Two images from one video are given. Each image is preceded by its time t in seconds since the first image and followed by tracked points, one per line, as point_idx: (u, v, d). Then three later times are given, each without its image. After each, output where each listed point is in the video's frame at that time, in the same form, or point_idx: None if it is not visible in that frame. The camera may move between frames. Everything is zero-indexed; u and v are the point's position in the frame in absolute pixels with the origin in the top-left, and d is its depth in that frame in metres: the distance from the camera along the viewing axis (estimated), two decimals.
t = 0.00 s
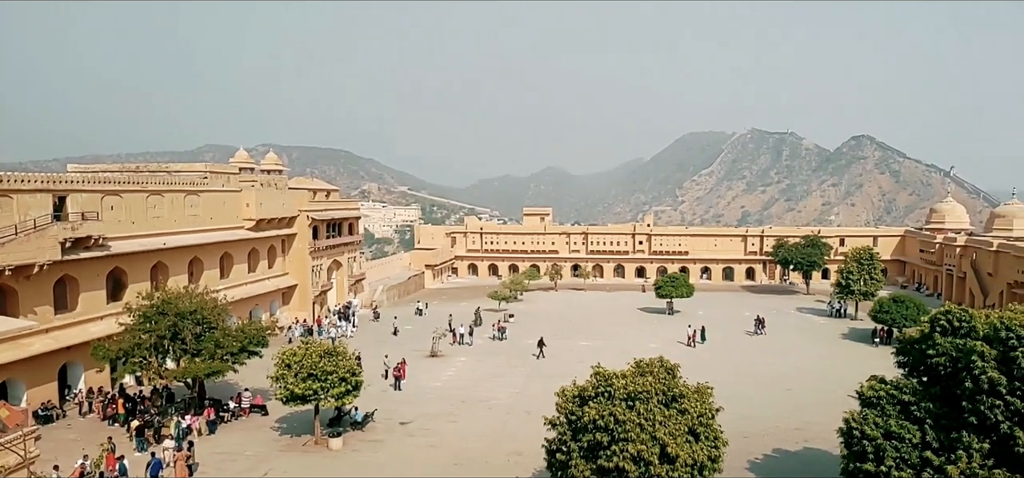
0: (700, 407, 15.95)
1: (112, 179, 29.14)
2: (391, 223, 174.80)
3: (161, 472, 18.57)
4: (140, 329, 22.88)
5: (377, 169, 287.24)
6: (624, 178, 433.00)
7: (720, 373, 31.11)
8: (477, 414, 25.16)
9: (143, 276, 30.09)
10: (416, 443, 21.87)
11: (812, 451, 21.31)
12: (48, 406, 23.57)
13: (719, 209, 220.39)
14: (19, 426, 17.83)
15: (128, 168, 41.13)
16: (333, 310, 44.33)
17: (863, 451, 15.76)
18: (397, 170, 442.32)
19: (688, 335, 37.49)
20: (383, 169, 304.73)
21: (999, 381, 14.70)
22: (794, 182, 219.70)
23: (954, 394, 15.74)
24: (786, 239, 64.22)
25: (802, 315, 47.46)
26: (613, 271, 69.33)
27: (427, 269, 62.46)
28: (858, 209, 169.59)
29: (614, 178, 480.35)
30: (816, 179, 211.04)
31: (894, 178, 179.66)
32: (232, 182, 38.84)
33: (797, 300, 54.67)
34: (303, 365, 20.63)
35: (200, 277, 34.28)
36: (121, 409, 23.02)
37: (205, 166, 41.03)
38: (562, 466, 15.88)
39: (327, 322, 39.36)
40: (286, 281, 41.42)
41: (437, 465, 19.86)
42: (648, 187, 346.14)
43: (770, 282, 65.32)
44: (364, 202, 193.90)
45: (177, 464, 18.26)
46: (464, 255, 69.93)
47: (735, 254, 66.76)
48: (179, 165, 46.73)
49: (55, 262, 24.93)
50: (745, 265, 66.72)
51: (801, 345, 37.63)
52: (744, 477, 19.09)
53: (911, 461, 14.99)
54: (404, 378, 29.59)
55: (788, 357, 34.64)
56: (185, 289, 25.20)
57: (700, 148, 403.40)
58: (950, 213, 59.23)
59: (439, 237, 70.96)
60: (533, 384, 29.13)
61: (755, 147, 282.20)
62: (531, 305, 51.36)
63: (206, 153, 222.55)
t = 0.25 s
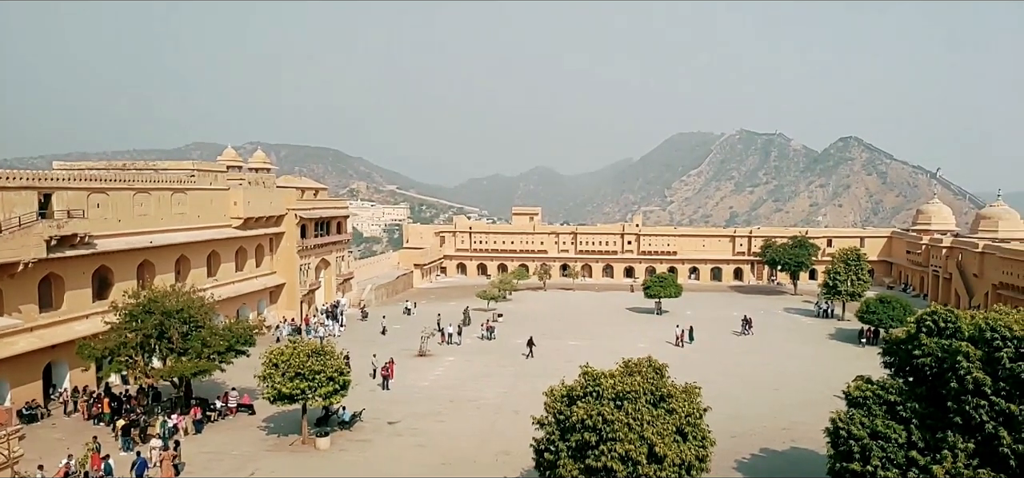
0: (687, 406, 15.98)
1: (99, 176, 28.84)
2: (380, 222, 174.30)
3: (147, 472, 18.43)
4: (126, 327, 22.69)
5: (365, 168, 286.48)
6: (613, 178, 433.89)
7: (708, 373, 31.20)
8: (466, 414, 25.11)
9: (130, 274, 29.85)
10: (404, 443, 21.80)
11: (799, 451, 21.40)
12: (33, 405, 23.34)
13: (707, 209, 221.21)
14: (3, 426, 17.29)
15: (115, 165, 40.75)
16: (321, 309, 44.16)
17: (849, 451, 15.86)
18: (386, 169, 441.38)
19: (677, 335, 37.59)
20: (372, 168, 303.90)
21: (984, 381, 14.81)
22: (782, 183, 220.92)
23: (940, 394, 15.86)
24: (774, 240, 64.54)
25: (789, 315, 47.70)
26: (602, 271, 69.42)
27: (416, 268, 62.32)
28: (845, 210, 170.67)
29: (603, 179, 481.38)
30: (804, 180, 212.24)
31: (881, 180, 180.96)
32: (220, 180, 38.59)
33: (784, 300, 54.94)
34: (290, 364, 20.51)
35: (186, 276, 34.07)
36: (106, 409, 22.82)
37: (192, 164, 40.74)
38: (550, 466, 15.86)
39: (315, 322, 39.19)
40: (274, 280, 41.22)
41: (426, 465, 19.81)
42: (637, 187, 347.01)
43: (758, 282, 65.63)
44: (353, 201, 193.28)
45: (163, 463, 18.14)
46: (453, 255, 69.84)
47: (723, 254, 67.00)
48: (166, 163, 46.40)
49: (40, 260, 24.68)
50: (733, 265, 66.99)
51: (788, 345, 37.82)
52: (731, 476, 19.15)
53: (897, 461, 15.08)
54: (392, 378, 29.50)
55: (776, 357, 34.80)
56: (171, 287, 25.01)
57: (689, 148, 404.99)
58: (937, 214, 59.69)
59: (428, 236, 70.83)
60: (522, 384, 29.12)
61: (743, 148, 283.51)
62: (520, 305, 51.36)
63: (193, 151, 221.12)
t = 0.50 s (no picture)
0: (675, 406, 16.01)
1: (84, 174, 28.58)
2: (368, 222, 173.77)
3: (132, 472, 18.28)
4: (112, 327, 22.48)
5: (354, 167, 285.55)
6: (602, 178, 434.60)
7: (696, 373, 31.30)
8: (454, 413, 25.05)
9: (115, 273, 29.60)
10: (392, 443, 21.72)
11: (787, 450, 21.48)
12: (16, 405, 23.10)
13: (696, 210, 222.02)
14: None
15: (100, 163, 40.39)
16: (309, 309, 43.97)
17: (835, 451, 15.91)
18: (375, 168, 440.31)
19: (665, 335, 37.69)
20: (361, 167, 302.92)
21: (969, 381, 14.93)
22: (770, 184, 222.01)
23: (925, 394, 15.96)
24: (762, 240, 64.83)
25: (777, 316, 47.93)
26: (591, 271, 69.50)
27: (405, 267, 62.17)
28: (832, 211, 171.70)
29: (592, 179, 482.21)
30: (792, 181, 213.39)
31: (868, 181, 182.20)
32: (207, 178, 38.32)
33: (772, 301, 55.20)
34: (278, 364, 20.39)
35: (173, 274, 33.84)
36: (91, 408, 22.62)
37: (179, 162, 40.44)
38: (538, 465, 15.84)
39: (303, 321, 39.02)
40: (262, 279, 41.00)
41: (413, 465, 19.75)
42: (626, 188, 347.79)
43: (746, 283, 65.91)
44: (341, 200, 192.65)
45: (149, 464, 18.00)
46: (442, 254, 69.73)
47: (712, 255, 67.22)
48: (153, 160, 46.03)
49: (24, 258, 24.40)
50: (721, 266, 67.23)
51: (776, 345, 37.99)
52: (719, 476, 19.21)
53: (882, 460, 15.17)
54: (381, 378, 29.41)
55: (763, 357, 34.96)
56: (157, 286, 24.80)
57: (678, 149, 406.52)
58: (923, 216, 60.12)
59: (417, 235, 70.67)
60: (510, 384, 29.10)
61: (732, 149, 284.71)
62: (509, 305, 51.34)
63: (180, 149, 219.56)
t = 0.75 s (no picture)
0: (662, 406, 16.06)
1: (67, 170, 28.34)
2: (355, 220, 173.21)
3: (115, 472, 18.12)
4: (95, 325, 22.27)
5: (342, 165, 284.52)
6: (590, 178, 435.26)
7: (682, 373, 31.43)
8: (441, 413, 25.02)
9: (99, 271, 29.34)
10: (378, 443, 21.66)
11: (772, 450, 21.60)
12: None
13: (683, 210, 222.91)
14: None
15: (84, 160, 40.02)
16: (295, 308, 43.77)
17: (820, 450, 16.02)
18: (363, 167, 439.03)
19: (651, 335, 37.81)
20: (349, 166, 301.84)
21: (951, 381, 15.07)
22: (757, 185, 223.24)
23: (908, 394, 16.09)
24: (748, 241, 65.18)
25: (763, 316, 48.21)
26: (579, 271, 69.60)
27: (392, 266, 62.02)
28: (818, 212, 172.92)
29: (580, 178, 483.12)
30: (779, 182, 214.69)
31: (854, 183, 183.62)
32: (193, 176, 38.05)
33: (758, 301, 55.52)
34: (263, 363, 20.28)
35: (157, 273, 33.58)
36: (73, 408, 22.40)
37: (164, 159, 40.16)
38: (525, 465, 15.85)
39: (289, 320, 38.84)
40: (248, 278, 40.76)
41: (399, 464, 19.69)
42: (614, 188, 348.61)
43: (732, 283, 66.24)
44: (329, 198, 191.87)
45: (132, 463, 17.85)
46: (430, 253, 69.65)
47: (699, 255, 67.49)
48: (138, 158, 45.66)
49: (6, 255, 24.12)
50: (708, 266, 67.52)
51: (761, 345, 38.23)
52: (704, 475, 19.29)
53: (866, 459, 15.29)
54: (367, 377, 29.32)
55: (749, 357, 35.16)
56: (142, 285, 24.60)
57: (665, 149, 408.10)
58: (907, 218, 60.62)
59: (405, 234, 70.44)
60: (497, 383, 29.09)
61: (719, 150, 286.04)
62: (496, 304, 51.32)
63: (165, 146, 217.83)
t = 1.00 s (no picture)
0: (649, 405, 16.08)
1: (50, 167, 28.09)
2: (343, 219, 172.64)
3: (99, 472, 17.95)
4: (79, 323, 22.05)
5: (329, 164, 283.41)
6: (578, 178, 435.91)
7: (670, 373, 31.55)
8: (429, 412, 24.98)
9: (83, 269, 29.06)
10: (365, 443, 21.57)
11: (758, 450, 21.68)
12: None
13: (671, 210, 223.72)
14: None
15: (68, 157, 39.62)
16: (282, 307, 43.55)
17: (806, 449, 16.11)
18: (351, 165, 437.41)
19: (639, 335, 37.91)
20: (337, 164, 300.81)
21: (935, 382, 15.18)
22: (744, 185, 224.35)
23: (893, 393, 16.20)
24: (735, 241, 65.49)
25: (750, 316, 48.43)
26: (567, 271, 69.67)
27: (380, 266, 61.83)
28: (805, 213, 174.00)
29: (568, 178, 483.62)
30: (766, 183, 215.85)
31: (840, 185, 184.93)
32: (178, 174, 37.78)
33: (745, 301, 55.79)
34: (249, 362, 20.15)
35: (142, 271, 33.32)
36: (57, 407, 22.18)
37: (150, 156, 39.84)
38: (512, 464, 15.83)
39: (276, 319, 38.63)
40: (234, 276, 40.51)
41: (386, 464, 19.62)
42: (602, 188, 349.30)
43: (719, 283, 66.54)
44: (316, 197, 191.06)
45: (115, 463, 17.68)
46: (418, 253, 69.53)
47: (686, 255, 67.71)
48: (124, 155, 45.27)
49: None
50: (696, 266, 67.75)
51: (748, 345, 38.41)
52: (691, 475, 19.33)
53: (851, 459, 15.39)
54: (354, 376, 29.21)
55: (736, 357, 35.32)
56: (127, 283, 24.38)
57: (654, 150, 409.45)
58: (893, 219, 61.08)
59: (392, 233, 70.00)
60: (485, 383, 29.07)
61: (707, 151, 287.27)
62: (484, 304, 51.30)
63: (151, 144, 216.16)
